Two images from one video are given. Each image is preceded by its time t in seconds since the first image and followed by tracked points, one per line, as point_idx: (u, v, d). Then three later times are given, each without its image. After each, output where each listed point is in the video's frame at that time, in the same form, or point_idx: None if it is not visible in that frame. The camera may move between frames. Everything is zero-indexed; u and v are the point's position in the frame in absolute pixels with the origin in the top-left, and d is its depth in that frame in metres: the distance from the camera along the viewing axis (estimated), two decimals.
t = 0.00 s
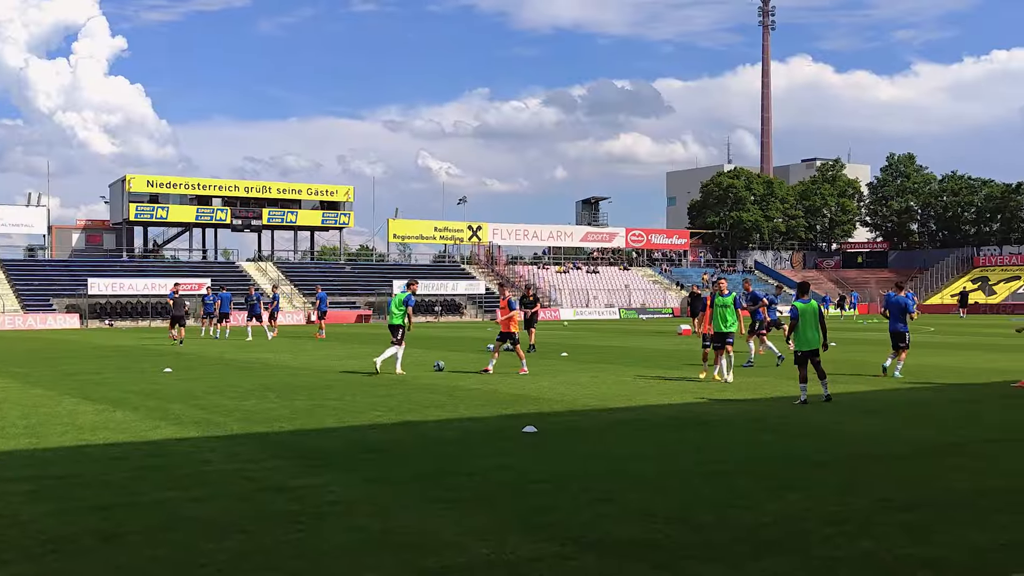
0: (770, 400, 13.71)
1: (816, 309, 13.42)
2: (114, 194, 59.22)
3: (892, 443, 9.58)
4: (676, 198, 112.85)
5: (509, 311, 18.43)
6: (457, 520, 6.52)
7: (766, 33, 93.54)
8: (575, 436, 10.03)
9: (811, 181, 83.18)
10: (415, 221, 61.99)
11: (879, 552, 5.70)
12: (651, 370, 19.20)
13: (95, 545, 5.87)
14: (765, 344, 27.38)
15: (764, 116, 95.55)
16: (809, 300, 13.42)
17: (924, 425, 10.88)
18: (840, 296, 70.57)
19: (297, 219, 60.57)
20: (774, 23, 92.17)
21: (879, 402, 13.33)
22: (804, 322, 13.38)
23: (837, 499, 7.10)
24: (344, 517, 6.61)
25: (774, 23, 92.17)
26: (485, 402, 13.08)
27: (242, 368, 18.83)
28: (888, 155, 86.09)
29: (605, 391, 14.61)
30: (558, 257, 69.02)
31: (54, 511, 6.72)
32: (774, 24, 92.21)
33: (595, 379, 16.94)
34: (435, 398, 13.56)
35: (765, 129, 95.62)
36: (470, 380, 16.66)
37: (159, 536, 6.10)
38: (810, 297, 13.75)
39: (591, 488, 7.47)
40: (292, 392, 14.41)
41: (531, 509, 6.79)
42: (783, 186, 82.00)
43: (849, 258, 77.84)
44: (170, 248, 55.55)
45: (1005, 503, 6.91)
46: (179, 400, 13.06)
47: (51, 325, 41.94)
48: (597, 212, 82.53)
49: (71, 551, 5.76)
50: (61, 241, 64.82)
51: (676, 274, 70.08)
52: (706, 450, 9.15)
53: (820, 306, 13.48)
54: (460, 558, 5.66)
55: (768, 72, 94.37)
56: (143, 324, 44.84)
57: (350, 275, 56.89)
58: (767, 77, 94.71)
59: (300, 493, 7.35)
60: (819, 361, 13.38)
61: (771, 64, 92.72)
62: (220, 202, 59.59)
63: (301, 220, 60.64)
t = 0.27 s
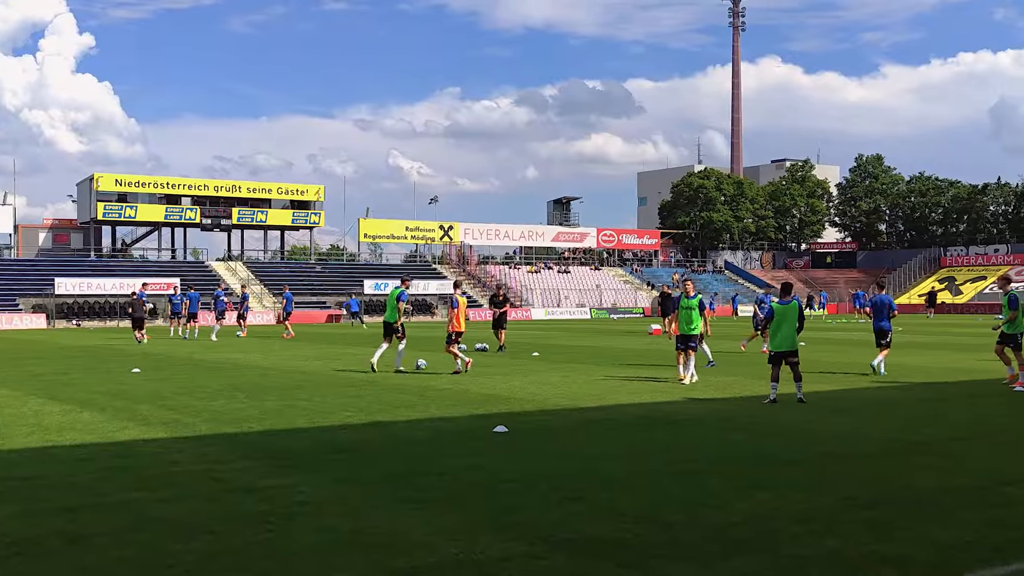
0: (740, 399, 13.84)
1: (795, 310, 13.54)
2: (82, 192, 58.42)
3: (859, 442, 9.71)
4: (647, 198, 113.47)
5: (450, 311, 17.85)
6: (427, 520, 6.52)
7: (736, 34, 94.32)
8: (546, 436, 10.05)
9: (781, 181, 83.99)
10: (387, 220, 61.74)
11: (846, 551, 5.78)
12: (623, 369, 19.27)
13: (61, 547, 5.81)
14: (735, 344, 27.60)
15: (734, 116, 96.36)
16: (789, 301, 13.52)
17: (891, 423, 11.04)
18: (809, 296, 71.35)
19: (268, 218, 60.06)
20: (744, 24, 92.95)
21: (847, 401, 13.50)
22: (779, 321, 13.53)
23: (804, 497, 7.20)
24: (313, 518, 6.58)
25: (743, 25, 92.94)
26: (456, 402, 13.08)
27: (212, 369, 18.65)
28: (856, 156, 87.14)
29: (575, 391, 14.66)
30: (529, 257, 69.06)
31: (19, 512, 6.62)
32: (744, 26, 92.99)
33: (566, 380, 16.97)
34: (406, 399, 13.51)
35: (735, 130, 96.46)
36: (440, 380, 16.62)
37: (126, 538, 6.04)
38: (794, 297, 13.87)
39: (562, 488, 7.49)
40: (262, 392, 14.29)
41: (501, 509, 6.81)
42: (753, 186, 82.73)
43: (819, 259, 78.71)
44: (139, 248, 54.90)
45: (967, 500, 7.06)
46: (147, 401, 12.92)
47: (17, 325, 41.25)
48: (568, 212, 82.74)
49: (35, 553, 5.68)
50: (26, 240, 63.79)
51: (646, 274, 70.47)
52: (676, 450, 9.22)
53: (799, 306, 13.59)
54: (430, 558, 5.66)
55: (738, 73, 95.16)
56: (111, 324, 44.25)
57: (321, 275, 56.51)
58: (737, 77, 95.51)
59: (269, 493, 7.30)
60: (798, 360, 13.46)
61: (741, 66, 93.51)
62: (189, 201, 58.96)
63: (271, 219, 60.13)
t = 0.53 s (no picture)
0: (710, 398, 13.94)
1: (774, 310, 13.68)
2: (49, 191, 57.57)
3: (828, 442, 9.82)
4: (619, 199, 113.96)
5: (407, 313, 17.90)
6: (397, 520, 6.51)
7: (707, 35, 95.02)
8: (518, 435, 10.06)
9: (752, 182, 84.73)
10: (358, 220, 61.48)
11: (817, 549, 5.84)
12: (594, 369, 19.36)
13: (25, 549, 5.71)
14: (706, 344, 27.81)
15: (706, 117, 97.07)
16: (768, 301, 13.67)
17: (859, 423, 11.19)
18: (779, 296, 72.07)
19: (238, 217, 59.52)
20: (715, 25, 93.61)
21: (815, 401, 13.66)
22: (758, 318, 13.71)
23: (774, 496, 7.28)
24: (282, 519, 6.53)
25: (715, 26, 93.60)
26: (428, 402, 13.05)
27: (182, 369, 18.46)
28: (826, 158, 88.12)
29: (547, 391, 14.69)
30: (501, 257, 69.04)
31: None
32: (715, 27, 93.65)
33: (537, 379, 17.00)
34: (377, 399, 13.46)
35: (706, 131, 97.18)
36: (411, 379, 16.58)
37: (92, 538, 5.97)
38: (774, 297, 14.00)
39: (534, 487, 7.52)
40: (232, 392, 14.16)
41: (473, 509, 6.81)
42: (724, 187, 83.40)
43: (789, 259, 79.58)
44: (108, 247, 54.24)
45: (932, 498, 7.18)
46: (115, 401, 12.75)
47: None
48: (540, 212, 82.88)
49: None
50: None
51: (618, 274, 70.78)
52: (647, 449, 9.29)
53: (778, 306, 13.73)
54: (400, 558, 5.66)
55: (709, 74, 95.89)
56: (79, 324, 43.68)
57: (292, 274, 56.11)
58: (708, 78, 96.16)
59: (239, 494, 7.25)
60: (777, 359, 13.60)
61: (712, 67, 94.23)
62: (159, 200, 58.27)
63: (242, 218, 59.59)
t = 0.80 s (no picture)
0: (679, 397, 14.04)
1: (751, 310, 13.81)
2: (17, 189, 56.67)
3: (798, 440, 9.93)
4: (592, 198, 114.32)
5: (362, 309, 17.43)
6: (368, 520, 6.49)
7: (679, 36, 95.63)
8: (491, 435, 10.08)
9: (724, 182, 85.38)
10: (330, 220, 61.22)
11: (784, 546, 5.92)
12: (567, 368, 19.40)
13: None
14: (677, 343, 27.97)
15: (678, 117, 97.69)
16: (745, 300, 13.81)
17: (828, 421, 11.33)
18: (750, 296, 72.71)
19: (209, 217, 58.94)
20: (687, 25, 94.26)
21: (785, 399, 13.83)
22: (734, 318, 13.86)
23: (744, 494, 7.35)
24: (254, 519, 6.50)
25: (687, 26, 94.25)
26: (400, 402, 13.02)
27: (152, 369, 18.26)
28: (796, 158, 89.01)
29: (519, 390, 14.70)
30: (474, 257, 68.95)
31: None
32: (687, 27, 94.29)
33: (510, 378, 17.01)
34: (349, 399, 13.39)
35: (678, 131, 97.80)
36: (383, 379, 16.51)
37: (59, 540, 5.90)
38: (751, 296, 14.15)
39: (505, 486, 7.53)
40: (203, 393, 14.04)
41: (444, 509, 6.82)
42: (696, 187, 83.97)
43: (760, 259, 80.34)
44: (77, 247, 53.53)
45: (900, 495, 7.29)
46: (84, 402, 12.58)
47: None
48: (513, 211, 82.94)
49: None
50: None
51: (591, 274, 71.01)
52: (618, 448, 9.34)
53: (756, 307, 13.86)
54: (372, 558, 5.65)
55: (681, 75, 96.50)
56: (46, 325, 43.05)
57: (264, 274, 55.69)
58: (680, 78, 96.78)
59: (208, 495, 7.19)
60: (752, 357, 13.65)
61: (684, 67, 94.85)
62: (129, 199, 57.58)
63: (213, 218, 59.01)
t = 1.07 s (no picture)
0: (650, 396, 14.13)
1: (727, 308, 13.94)
2: None
3: (769, 439, 10.03)
4: (564, 198, 114.65)
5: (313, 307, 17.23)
6: (339, 519, 6.49)
7: (651, 36, 96.18)
8: (463, 434, 10.10)
9: (695, 182, 85.95)
10: (302, 219, 60.93)
11: (755, 544, 5.99)
12: (540, 368, 19.42)
13: None
14: (649, 343, 28.07)
15: (650, 117, 98.23)
16: (722, 299, 13.95)
17: (799, 420, 11.46)
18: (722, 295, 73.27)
19: (180, 215, 58.27)
20: (659, 25, 94.80)
21: (755, 398, 13.96)
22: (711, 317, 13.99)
23: (712, 492, 7.43)
24: (225, 519, 6.46)
25: (659, 26, 94.80)
26: (373, 402, 12.97)
27: (121, 369, 18.01)
28: (767, 158, 89.86)
29: (492, 390, 14.69)
30: (447, 256, 68.81)
31: None
32: (659, 27, 94.84)
33: (481, 378, 17.00)
34: (320, 399, 13.31)
35: (650, 131, 98.35)
36: (354, 379, 16.43)
37: (26, 542, 5.82)
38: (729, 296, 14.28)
39: (477, 486, 7.56)
40: (173, 393, 13.88)
41: (417, 509, 6.81)
42: (668, 186, 84.46)
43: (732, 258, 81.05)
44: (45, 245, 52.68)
45: (870, 493, 7.40)
46: (51, 402, 12.39)
47: None
48: (486, 211, 82.88)
49: None
50: None
51: (563, 273, 71.14)
52: (588, 447, 9.40)
53: (732, 305, 13.97)
54: (342, 558, 5.65)
55: (652, 75, 97.08)
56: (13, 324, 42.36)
57: (235, 273, 55.20)
58: (652, 79, 97.37)
59: (178, 495, 7.13)
60: (726, 356, 13.78)
61: (656, 67, 95.42)
62: (98, 197, 56.81)
63: (184, 217, 58.36)
